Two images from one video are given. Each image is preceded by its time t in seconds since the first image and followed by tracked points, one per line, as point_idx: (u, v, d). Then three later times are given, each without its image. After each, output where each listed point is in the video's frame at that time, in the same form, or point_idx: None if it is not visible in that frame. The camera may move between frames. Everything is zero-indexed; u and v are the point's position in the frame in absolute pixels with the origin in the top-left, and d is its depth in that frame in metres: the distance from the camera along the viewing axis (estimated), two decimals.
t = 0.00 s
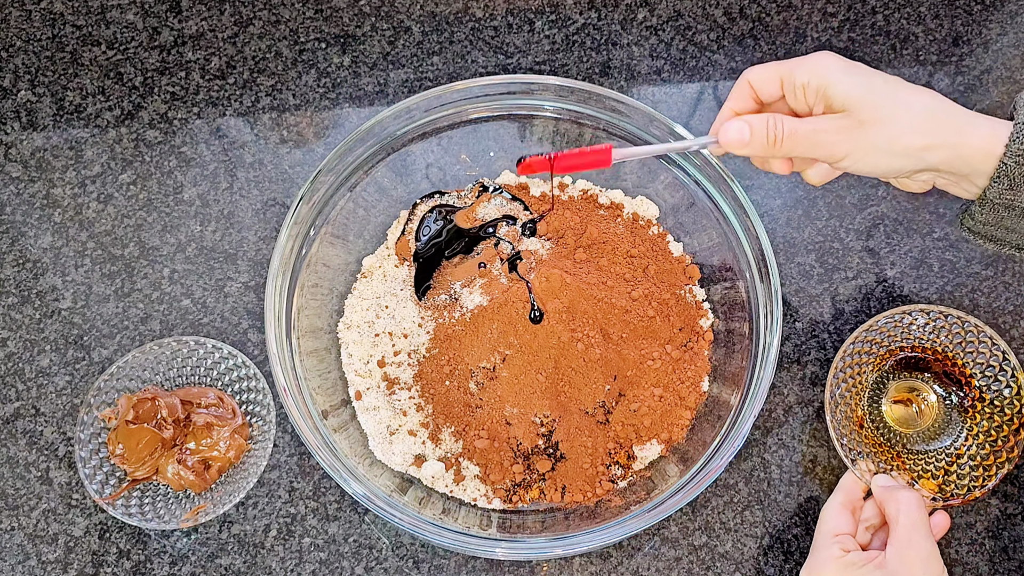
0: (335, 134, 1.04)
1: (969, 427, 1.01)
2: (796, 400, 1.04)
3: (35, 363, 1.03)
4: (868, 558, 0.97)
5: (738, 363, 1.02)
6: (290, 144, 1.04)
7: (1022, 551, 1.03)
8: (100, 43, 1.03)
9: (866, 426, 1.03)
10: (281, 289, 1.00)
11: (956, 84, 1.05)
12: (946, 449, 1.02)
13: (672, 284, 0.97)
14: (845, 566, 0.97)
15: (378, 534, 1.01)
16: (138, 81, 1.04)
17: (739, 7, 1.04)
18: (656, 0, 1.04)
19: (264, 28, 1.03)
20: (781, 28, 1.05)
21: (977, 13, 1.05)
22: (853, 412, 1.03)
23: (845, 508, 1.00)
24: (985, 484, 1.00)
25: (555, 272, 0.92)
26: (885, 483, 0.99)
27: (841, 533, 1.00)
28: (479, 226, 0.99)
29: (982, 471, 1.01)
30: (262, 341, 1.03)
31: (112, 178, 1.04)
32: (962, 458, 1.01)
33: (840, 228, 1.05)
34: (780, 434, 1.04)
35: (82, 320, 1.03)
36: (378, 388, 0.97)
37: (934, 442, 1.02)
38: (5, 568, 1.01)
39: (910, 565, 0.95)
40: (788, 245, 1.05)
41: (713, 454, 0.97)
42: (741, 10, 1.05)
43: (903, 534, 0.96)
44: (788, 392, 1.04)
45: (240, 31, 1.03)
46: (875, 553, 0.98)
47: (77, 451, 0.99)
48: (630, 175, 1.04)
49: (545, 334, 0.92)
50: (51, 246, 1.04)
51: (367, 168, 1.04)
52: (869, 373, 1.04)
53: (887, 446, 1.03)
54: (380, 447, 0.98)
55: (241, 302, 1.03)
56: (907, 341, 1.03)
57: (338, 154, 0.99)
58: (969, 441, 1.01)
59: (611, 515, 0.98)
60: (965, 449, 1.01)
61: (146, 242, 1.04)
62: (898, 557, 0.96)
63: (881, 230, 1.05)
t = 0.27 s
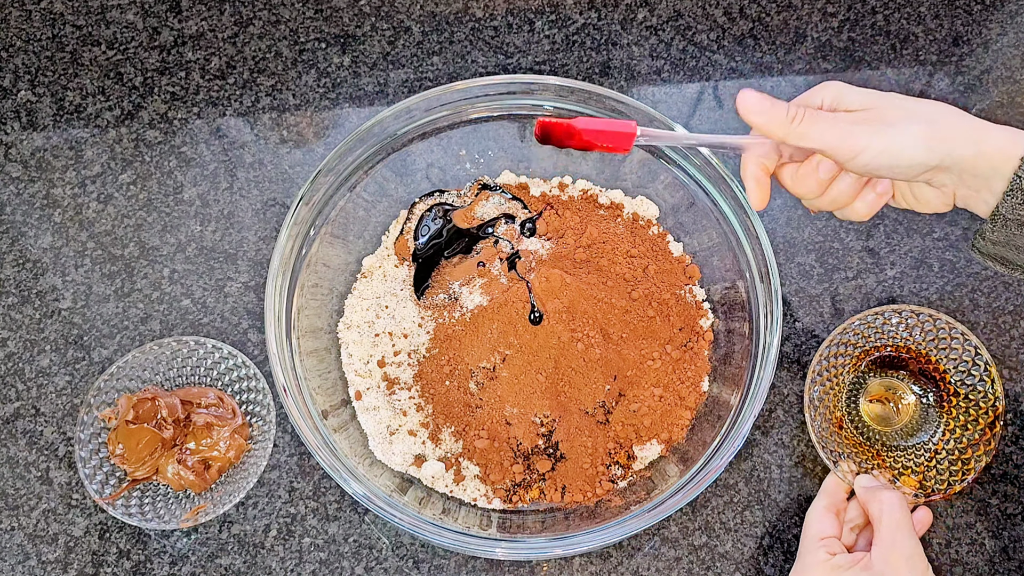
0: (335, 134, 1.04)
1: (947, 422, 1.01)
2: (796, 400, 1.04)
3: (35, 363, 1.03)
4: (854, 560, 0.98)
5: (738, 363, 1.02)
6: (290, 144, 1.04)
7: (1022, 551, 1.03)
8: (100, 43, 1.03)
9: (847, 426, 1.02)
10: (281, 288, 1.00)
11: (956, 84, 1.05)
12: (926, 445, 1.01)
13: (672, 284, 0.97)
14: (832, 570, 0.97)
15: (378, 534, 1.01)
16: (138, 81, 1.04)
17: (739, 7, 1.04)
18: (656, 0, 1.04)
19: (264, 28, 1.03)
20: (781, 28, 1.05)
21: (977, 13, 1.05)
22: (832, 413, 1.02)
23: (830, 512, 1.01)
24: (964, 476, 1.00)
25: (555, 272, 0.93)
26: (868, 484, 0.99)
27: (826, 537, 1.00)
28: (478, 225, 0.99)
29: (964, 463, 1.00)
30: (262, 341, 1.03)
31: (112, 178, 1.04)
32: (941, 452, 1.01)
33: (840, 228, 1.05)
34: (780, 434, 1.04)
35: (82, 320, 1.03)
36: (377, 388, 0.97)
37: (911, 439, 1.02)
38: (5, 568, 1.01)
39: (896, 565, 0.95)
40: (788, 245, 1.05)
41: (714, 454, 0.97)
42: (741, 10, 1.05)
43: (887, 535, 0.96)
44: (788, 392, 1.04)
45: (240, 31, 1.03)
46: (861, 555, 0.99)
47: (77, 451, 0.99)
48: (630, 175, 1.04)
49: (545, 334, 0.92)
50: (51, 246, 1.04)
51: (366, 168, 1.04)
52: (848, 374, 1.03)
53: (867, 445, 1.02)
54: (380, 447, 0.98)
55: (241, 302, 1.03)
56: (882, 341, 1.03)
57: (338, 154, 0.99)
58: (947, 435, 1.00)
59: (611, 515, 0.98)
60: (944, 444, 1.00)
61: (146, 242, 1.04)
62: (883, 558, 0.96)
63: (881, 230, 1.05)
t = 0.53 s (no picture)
0: (335, 134, 1.04)
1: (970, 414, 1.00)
2: (796, 400, 1.04)
3: (35, 363, 1.03)
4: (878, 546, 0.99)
5: (738, 363, 1.02)
6: (290, 144, 1.04)
7: (1022, 551, 1.03)
8: (99, 43, 1.03)
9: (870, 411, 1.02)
10: (282, 288, 1.00)
11: (956, 84, 1.05)
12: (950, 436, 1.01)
13: (672, 284, 0.97)
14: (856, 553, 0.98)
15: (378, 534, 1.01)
16: (138, 81, 1.04)
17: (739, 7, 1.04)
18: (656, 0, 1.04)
19: (264, 28, 1.03)
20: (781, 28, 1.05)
21: (977, 13, 1.05)
22: (858, 398, 1.03)
23: (856, 495, 1.02)
24: (986, 466, 1.02)
25: (555, 272, 0.93)
26: (896, 471, 1.01)
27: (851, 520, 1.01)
28: (477, 225, 1.00)
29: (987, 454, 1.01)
30: (262, 341, 1.03)
31: (112, 178, 1.04)
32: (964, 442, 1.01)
33: (840, 228, 1.05)
34: (780, 434, 1.03)
35: (82, 320, 1.03)
36: (377, 388, 0.97)
37: (935, 430, 1.01)
38: (5, 568, 1.01)
39: (921, 555, 0.96)
40: (788, 245, 1.05)
41: (713, 454, 0.97)
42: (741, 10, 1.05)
43: (915, 525, 0.98)
44: (788, 392, 1.04)
45: (240, 31, 1.03)
46: (884, 541, 1.00)
47: (78, 451, 0.99)
48: (630, 175, 1.05)
49: (545, 334, 0.92)
50: (51, 246, 1.04)
51: (366, 168, 1.04)
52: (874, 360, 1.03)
53: (890, 432, 1.02)
54: (380, 447, 0.98)
55: (240, 302, 1.03)
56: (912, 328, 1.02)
57: (339, 154, 0.99)
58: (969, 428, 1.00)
59: (611, 514, 0.98)
60: (966, 434, 1.01)
61: (146, 242, 1.04)
62: (909, 548, 0.97)
63: (881, 230, 1.05)
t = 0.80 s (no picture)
0: (335, 134, 1.04)
1: None
2: (797, 400, 1.03)
3: (35, 363, 1.03)
4: None
5: (738, 363, 1.02)
6: (290, 144, 1.04)
7: (1022, 551, 1.03)
8: (99, 43, 1.03)
9: None
10: (282, 288, 1.01)
11: (956, 84, 1.05)
12: None
13: (672, 284, 0.97)
14: None
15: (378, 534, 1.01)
16: (138, 81, 1.04)
17: (739, 7, 1.04)
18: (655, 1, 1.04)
19: (264, 28, 1.03)
20: (781, 28, 1.05)
21: (977, 13, 1.05)
22: None
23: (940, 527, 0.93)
24: None
25: (555, 272, 0.93)
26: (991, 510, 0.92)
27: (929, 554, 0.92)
28: (475, 225, 1.00)
29: None
30: (262, 341, 1.03)
31: (112, 178, 1.04)
32: None
33: (840, 228, 1.05)
34: (780, 434, 1.03)
35: (82, 320, 1.03)
36: (377, 387, 0.97)
37: None
38: (5, 568, 1.01)
39: None
40: (788, 245, 1.04)
41: (713, 454, 0.97)
42: (741, 10, 1.05)
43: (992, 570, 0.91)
44: (789, 392, 1.03)
45: (240, 31, 1.03)
46: None
47: (78, 451, 1.00)
48: (630, 175, 1.05)
49: (545, 334, 0.92)
50: (51, 246, 1.04)
51: (366, 168, 1.05)
52: None
53: None
54: (380, 447, 0.98)
55: (240, 302, 1.03)
56: None
57: (339, 154, 1.00)
58: None
59: (611, 514, 0.98)
60: None
61: (146, 242, 1.04)
62: None
63: (881, 230, 1.05)
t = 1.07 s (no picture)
0: (335, 134, 1.04)
1: None
2: (797, 400, 1.03)
3: (35, 363, 1.03)
4: None
5: (738, 363, 1.02)
6: (290, 144, 1.04)
7: (1022, 551, 1.03)
8: (99, 43, 1.03)
9: None
10: (282, 288, 1.01)
11: (956, 84, 1.05)
12: None
13: (672, 284, 0.97)
14: None
15: (379, 534, 1.01)
16: (138, 81, 1.04)
17: (739, 7, 1.04)
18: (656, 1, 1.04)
19: (264, 28, 1.03)
20: (781, 28, 1.05)
21: (977, 13, 1.05)
22: None
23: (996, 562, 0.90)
24: None
25: (555, 272, 0.93)
26: None
27: None
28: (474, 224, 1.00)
29: None
30: (262, 342, 1.03)
31: (112, 178, 1.04)
32: None
33: (840, 228, 1.05)
34: (780, 434, 1.03)
35: (82, 320, 1.03)
36: (377, 387, 0.97)
37: None
38: (5, 568, 1.01)
39: None
40: (788, 245, 1.04)
41: (713, 454, 0.97)
42: (741, 10, 1.04)
43: None
44: (789, 392, 1.03)
45: (240, 31, 1.03)
46: None
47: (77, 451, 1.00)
48: (630, 175, 1.05)
49: (545, 334, 0.92)
50: (51, 246, 1.04)
51: (366, 168, 1.05)
52: None
53: None
54: (380, 447, 0.98)
55: (240, 302, 1.03)
56: None
57: (339, 154, 1.00)
58: None
59: (611, 514, 0.98)
60: None
61: (146, 242, 1.04)
62: None
63: (881, 230, 1.05)
